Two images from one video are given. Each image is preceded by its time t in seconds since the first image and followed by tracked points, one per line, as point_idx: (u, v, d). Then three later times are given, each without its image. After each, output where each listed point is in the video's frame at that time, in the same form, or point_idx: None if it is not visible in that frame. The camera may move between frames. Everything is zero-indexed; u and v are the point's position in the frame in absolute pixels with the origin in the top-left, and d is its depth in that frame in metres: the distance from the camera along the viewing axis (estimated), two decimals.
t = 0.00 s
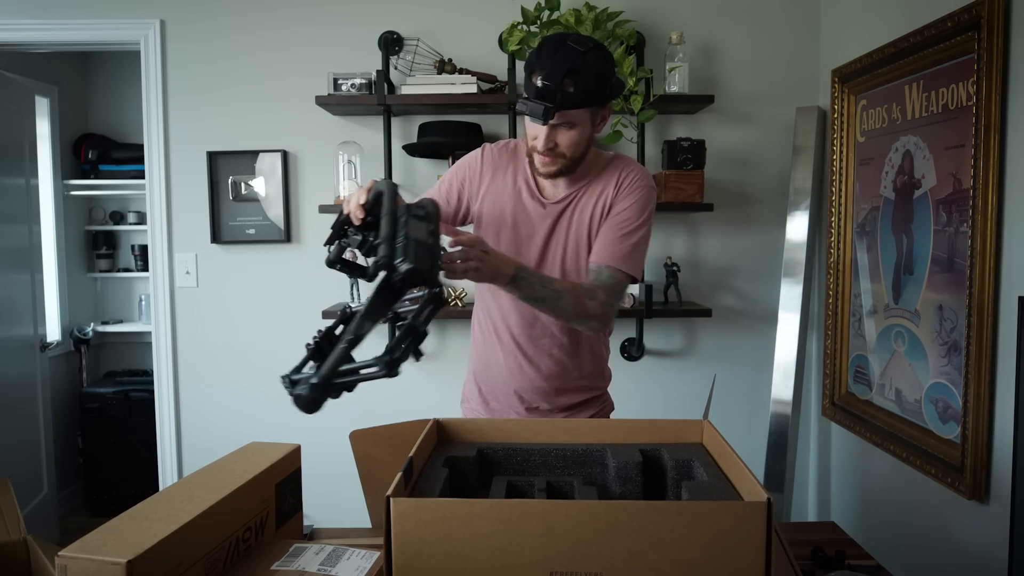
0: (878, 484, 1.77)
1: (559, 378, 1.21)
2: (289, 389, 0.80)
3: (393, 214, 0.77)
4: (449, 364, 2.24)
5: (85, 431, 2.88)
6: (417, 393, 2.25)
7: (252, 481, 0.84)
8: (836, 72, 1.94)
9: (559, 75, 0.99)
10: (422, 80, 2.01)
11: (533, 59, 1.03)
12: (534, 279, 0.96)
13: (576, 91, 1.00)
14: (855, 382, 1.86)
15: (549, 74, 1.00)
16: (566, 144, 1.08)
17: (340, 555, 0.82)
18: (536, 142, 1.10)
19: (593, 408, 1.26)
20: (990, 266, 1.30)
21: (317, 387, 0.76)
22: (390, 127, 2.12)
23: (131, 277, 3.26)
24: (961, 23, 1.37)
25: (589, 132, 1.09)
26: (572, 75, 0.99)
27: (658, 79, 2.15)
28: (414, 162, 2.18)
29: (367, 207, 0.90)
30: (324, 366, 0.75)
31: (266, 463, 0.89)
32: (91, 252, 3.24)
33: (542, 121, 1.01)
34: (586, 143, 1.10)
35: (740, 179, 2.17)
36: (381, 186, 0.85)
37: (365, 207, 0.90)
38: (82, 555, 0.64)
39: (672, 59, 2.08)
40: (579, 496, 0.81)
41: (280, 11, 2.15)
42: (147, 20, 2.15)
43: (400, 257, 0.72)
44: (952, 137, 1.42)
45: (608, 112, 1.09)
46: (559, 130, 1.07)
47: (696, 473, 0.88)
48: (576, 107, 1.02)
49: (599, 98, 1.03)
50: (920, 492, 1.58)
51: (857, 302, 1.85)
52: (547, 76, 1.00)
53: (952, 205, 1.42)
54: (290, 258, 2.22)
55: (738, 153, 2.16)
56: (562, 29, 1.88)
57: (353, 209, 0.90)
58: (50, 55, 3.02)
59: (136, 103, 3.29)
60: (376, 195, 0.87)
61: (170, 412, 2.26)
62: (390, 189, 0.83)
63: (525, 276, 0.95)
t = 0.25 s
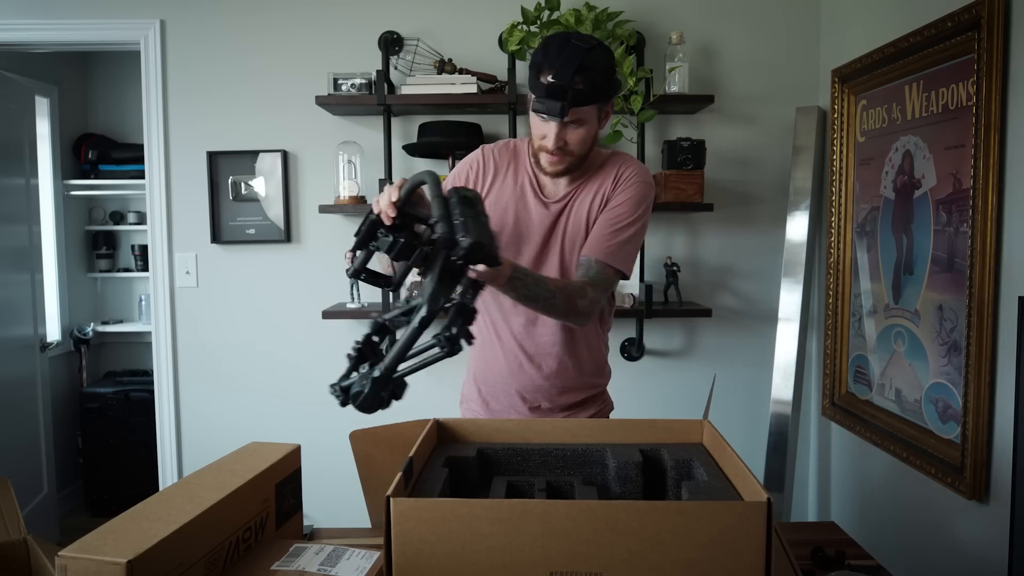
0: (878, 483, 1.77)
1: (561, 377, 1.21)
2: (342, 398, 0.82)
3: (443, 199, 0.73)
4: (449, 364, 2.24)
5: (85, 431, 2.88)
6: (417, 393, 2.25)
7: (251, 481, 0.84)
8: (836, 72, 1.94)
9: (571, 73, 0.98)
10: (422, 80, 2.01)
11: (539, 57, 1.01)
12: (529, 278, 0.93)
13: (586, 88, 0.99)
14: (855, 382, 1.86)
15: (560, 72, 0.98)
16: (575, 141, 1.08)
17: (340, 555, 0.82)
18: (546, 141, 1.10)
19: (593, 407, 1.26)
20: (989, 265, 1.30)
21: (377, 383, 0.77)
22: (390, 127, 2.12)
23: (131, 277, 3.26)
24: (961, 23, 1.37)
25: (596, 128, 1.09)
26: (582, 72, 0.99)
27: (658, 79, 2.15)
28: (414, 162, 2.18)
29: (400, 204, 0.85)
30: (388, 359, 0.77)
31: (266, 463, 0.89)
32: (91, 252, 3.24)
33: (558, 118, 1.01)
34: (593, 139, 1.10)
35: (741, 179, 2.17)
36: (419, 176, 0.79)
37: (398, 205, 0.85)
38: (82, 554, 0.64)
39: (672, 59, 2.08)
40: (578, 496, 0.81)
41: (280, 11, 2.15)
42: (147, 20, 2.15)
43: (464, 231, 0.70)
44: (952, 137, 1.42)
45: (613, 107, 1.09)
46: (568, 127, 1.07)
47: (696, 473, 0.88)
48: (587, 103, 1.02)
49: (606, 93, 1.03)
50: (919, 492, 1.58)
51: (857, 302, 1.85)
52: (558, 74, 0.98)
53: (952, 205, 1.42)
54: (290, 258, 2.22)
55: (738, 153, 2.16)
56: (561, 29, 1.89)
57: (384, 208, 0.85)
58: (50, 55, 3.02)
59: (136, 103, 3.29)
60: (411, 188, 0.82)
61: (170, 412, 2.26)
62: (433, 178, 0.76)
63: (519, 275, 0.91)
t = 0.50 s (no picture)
0: (878, 484, 1.77)
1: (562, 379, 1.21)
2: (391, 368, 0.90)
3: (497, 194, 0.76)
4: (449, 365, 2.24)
5: (84, 432, 2.87)
6: (417, 393, 2.25)
7: (251, 481, 0.84)
8: (836, 72, 1.94)
9: (583, 73, 0.93)
10: (422, 80, 2.01)
11: (545, 62, 0.96)
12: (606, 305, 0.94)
13: (599, 87, 0.95)
14: (855, 382, 1.86)
15: (571, 74, 0.93)
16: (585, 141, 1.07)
17: (340, 555, 0.82)
18: (558, 144, 1.08)
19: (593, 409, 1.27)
20: (989, 265, 1.29)
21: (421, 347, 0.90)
22: (390, 127, 2.12)
23: (131, 277, 3.26)
24: (961, 23, 1.37)
25: (602, 125, 1.08)
26: (593, 71, 0.95)
27: (658, 79, 2.15)
28: (414, 162, 2.18)
29: (432, 206, 0.86)
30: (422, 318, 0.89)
31: (266, 463, 0.89)
32: (91, 252, 3.24)
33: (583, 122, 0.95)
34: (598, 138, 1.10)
35: (741, 179, 2.17)
36: (457, 174, 0.81)
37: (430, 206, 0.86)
38: (82, 554, 0.64)
39: (672, 59, 2.08)
40: (578, 496, 0.81)
41: (281, 11, 2.15)
42: (147, 20, 2.15)
43: (533, 219, 0.73)
44: (952, 137, 1.42)
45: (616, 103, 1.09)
46: (579, 129, 1.05)
47: (696, 473, 0.88)
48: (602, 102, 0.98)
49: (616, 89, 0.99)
50: (920, 492, 1.58)
51: (857, 302, 1.85)
52: (570, 76, 0.93)
53: (952, 205, 1.42)
54: (290, 258, 2.22)
55: (738, 153, 2.16)
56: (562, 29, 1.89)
57: (416, 212, 0.86)
58: (49, 55, 3.02)
59: (136, 103, 3.29)
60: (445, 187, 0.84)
61: (170, 412, 2.26)
62: (478, 176, 0.78)
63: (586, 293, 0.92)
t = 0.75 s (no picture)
0: (878, 484, 1.77)
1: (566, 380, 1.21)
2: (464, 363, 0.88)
3: (542, 198, 0.73)
4: (449, 365, 2.24)
5: (85, 432, 2.87)
6: (418, 393, 2.25)
7: (252, 481, 0.84)
8: (836, 72, 1.94)
9: (588, 77, 0.93)
10: (422, 80, 2.01)
11: (548, 65, 0.95)
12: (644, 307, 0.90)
13: (603, 91, 0.95)
14: (855, 382, 1.86)
15: (576, 79, 0.93)
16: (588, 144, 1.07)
17: (340, 555, 0.82)
18: (560, 147, 1.08)
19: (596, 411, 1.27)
20: (989, 265, 1.29)
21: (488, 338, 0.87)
22: (390, 127, 2.12)
23: (131, 277, 3.26)
24: (961, 23, 1.37)
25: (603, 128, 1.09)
26: (598, 75, 0.94)
27: (658, 79, 2.15)
28: (414, 162, 2.18)
29: (460, 221, 0.85)
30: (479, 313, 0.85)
31: (266, 463, 0.89)
32: (91, 252, 3.24)
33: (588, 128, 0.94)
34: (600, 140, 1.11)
35: (741, 180, 2.17)
36: (484, 186, 0.79)
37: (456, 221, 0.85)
38: (82, 554, 0.64)
39: (672, 59, 2.08)
40: (578, 496, 0.81)
41: (280, 11, 2.15)
42: (147, 20, 2.15)
43: (586, 215, 0.69)
44: (952, 137, 1.42)
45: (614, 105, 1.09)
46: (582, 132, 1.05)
47: (696, 473, 0.88)
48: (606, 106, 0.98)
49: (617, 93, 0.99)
50: (920, 492, 1.58)
51: (857, 302, 1.85)
52: (575, 81, 0.93)
53: (952, 205, 1.42)
54: (290, 258, 2.22)
55: (739, 153, 2.16)
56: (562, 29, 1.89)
57: (448, 234, 0.85)
58: (49, 55, 3.02)
59: (136, 103, 3.29)
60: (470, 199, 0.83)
61: (170, 412, 2.26)
62: (508, 183, 0.76)
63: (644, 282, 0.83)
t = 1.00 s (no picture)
0: (878, 484, 1.77)
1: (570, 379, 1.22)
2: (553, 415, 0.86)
3: (542, 252, 0.71)
4: (449, 365, 2.24)
5: (85, 432, 2.87)
6: (418, 393, 2.25)
7: (252, 481, 0.84)
8: (837, 72, 1.94)
9: (582, 77, 0.94)
10: (422, 80, 2.01)
11: (541, 65, 0.96)
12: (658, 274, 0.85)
13: (597, 89, 0.96)
14: (855, 382, 1.86)
15: (570, 79, 0.94)
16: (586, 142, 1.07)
17: (340, 555, 0.82)
18: (556, 147, 1.08)
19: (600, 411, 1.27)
20: (989, 265, 1.29)
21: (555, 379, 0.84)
22: (390, 127, 2.12)
23: (131, 277, 3.26)
24: (961, 23, 1.37)
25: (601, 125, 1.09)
26: (591, 73, 0.95)
27: (658, 79, 2.15)
28: (414, 162, 2.18)
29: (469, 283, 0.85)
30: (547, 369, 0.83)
31: (266, 464, 0.89)
32: (91, 252, 3.24)
33: (583, 126, 0.97)
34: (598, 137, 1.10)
35: (741, 180, 2.17)
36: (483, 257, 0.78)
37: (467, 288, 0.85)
38: (82, 554, 0.64)
39: (672, 59, 2.08)
40: (578, 496, 0.81)
41: (281, 11, 2.15)
42: (147, 20, 2.15)
43: (591, 253, 0.70)
44: (952, 137, 1.42)
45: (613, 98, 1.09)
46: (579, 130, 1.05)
47: (696, 473, 0.88)
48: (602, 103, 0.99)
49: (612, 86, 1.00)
50: (920, 492, 1.58)
51: (857, 302, 1.85)
52: (569, 80, 0.94)
53: (952, 205, 1.42)
54: (290, 258, 2.22)
55: (739, 153, 2.16)
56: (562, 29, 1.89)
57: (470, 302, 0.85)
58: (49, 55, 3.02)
59: (136, 103, 3.29)
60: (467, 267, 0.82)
61: (170, 412, 2.26)
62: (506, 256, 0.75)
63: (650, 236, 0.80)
